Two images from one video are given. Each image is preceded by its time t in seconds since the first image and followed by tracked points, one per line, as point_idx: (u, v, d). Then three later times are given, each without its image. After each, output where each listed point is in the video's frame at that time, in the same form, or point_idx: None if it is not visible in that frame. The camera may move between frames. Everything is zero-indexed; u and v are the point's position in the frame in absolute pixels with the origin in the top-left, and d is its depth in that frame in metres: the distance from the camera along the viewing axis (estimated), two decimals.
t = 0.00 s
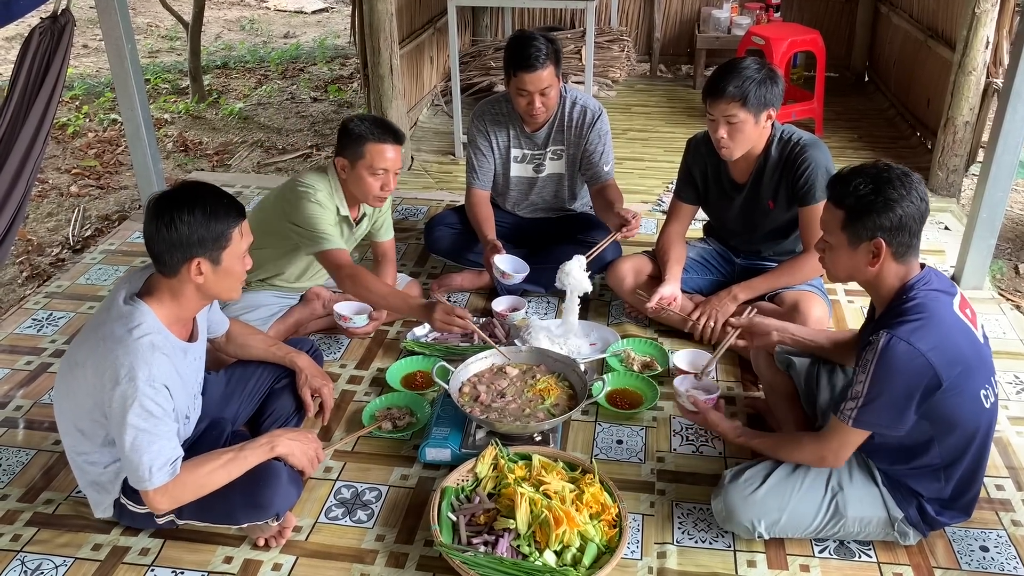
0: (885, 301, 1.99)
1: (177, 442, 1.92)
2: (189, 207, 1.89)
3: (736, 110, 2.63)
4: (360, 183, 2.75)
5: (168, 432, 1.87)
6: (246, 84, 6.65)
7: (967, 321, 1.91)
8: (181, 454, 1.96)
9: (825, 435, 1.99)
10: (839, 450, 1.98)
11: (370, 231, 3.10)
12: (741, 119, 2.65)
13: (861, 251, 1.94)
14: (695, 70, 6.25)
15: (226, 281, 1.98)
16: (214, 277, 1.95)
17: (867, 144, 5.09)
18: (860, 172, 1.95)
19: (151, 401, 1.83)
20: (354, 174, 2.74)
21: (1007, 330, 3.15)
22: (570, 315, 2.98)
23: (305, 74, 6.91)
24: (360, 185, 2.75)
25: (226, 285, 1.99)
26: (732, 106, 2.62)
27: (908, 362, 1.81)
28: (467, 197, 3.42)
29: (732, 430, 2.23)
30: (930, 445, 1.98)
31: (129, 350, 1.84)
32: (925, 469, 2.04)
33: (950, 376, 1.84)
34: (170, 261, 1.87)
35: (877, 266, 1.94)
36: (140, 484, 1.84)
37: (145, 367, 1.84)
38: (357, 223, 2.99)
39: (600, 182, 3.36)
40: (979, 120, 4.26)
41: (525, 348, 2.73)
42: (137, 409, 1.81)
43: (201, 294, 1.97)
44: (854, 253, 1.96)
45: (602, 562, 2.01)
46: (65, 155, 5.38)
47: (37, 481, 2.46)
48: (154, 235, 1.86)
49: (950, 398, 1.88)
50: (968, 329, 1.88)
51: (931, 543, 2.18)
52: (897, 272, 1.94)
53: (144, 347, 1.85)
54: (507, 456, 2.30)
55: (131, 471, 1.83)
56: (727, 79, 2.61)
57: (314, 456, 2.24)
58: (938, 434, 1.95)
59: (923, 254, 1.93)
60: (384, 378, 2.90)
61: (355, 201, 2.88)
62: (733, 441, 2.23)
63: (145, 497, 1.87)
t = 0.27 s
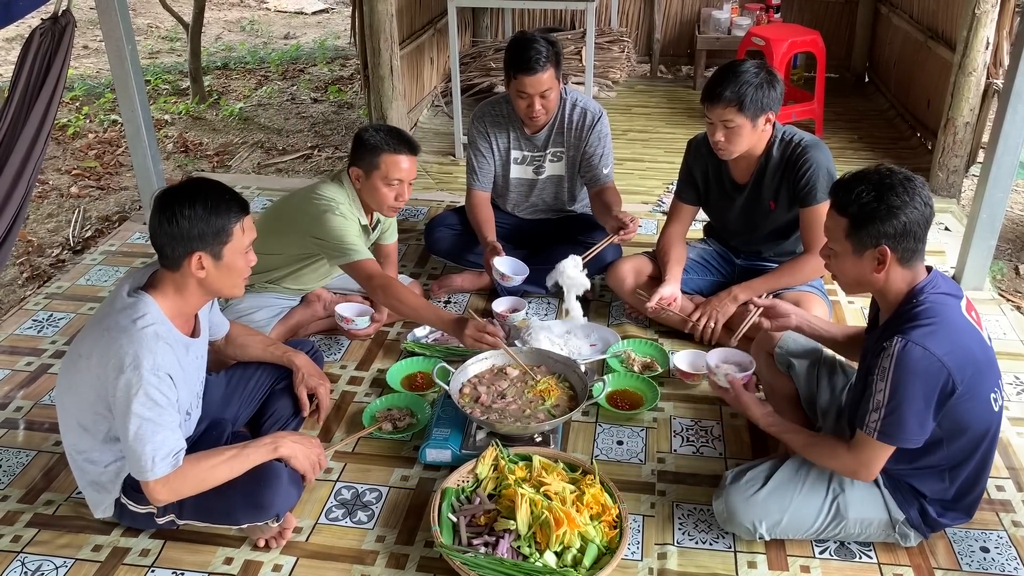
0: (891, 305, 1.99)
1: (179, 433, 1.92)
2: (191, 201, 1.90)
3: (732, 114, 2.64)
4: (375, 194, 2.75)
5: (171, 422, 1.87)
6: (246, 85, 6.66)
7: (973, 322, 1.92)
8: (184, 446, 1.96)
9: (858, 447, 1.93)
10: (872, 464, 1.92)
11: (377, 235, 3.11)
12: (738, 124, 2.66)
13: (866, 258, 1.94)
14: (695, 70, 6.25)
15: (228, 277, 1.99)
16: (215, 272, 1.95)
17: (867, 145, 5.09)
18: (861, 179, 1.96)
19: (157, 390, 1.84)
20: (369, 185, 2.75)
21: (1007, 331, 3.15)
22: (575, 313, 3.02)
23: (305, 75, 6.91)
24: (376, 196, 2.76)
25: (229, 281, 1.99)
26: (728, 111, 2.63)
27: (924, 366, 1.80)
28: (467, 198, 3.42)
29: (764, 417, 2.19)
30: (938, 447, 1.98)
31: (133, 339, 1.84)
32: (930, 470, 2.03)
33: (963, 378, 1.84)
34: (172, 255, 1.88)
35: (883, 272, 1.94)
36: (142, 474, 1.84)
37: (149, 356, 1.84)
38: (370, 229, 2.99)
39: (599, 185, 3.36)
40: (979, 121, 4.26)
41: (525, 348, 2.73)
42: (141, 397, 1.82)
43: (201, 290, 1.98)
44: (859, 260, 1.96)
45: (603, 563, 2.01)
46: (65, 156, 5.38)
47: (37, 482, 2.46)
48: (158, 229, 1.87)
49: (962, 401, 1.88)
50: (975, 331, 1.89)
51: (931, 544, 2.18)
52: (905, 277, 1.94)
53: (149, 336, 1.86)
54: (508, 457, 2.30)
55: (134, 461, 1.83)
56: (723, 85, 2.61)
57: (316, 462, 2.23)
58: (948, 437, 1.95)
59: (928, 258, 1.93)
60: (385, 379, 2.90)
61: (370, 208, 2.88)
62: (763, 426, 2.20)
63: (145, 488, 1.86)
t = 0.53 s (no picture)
0: (897, 308, 1.98)
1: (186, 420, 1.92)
2: (186, 203, 1.90)
3: (733, 117, 2.63)
4: (378, 197, 2.76)
5: (176, 406, 1.87)
6: (246, 86, 6.65)
7: (978, 326, 1.92)
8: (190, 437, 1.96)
9: (869, 453, 1.91)
10: (882, 471, 1.91)
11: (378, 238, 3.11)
12: (739, 126, 2.65)
13: (869, 262, 1.94)
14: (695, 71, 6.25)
15: (225, 280, 1.98)
16: (211, 274, 1.95)
17: (867, 146, 5.09)
18: (861, 183, 1.96)
19: (156, 377, 1.84)
20: (371, 188, 2.75)
21: (1008, 332, 3.15)
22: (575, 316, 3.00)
23: (305, 75, 6.91)
24: (377, 199, 2.76)
25: (225, 283, 1.99)
26: (729, 114, 2.63)
27: (933, 370, 1.79)
28: (467, 200, 3.42)
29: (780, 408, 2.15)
30: (944, 450, 1.97)
31: (127, 329, 1.84)
32: (934, 472, 2.03)
33: (970, 383, 1.83)
34: (168, 256, 1.88)
35: (888, 276, 1.94)
36: (152, 463, 1.83)
37: (144, 344, 1.84)
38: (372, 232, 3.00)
39: (598, 187, 3.35)
40: (979, 121, 4.26)
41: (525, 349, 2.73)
42: (142, 385, 1.82)
43: (198, 291, 1.98)
44: (862, 265, 1.96)
45: (603, 565, 2.00)
46: (65, 157, 5.38)
47: (37, 484, 2.46)
48: (155, 230, 1.88)
49: (969, 405, 1.88)
50: (981, 335, 1.89)
51: (932, 545, 2.18)
52: (909, 280, 1.94)
53: (142, 326, 1.86)
54: (508, 459, 2.30)
55: (142, 450, 1.82)
56: (725, 87, 2.61)
57: (322, 467, 2.24)
58: (955, 441, 1.95)
59: (931, 259, 1.93)
60: (385, 380, 2.90)
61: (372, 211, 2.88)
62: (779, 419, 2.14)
63: (159, 477, 1.86)
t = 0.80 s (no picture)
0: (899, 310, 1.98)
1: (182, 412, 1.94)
2: (153, 204, 1.89)
3: (737, 119, 2.63)
4: (376, 197, 2.75)
5: (170, 398, 1.89)
6: (246, 87, 6.65)
7: (980, 327, 1.92)
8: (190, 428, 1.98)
9: (874, 455, 1.91)
10: (887, 473, 1.90)
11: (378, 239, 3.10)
12: (742, 128, 2.65)
13: (869, 265, 1.94)
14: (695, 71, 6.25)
15: (200, 281, 1.97)
16: (184, 275, 1.94)
17: (867, 147, 5.09)
18: (859, 186, 1.95)
19: (142, 374, 1.84)
20: (370, 187, 2.74)
21: (1008, 332, 3.15)
22: (567, 316, 2.98)
23: (305, 76, 6.91)
24: (376, 198, 2.75)
25: (201, 284, 1.98)
26: (733, 115, 2.62)
27: (936, 372, 1.79)
28: (467, 201, 3.42)
29: (790, 401, 2.13)
30: (946, 452, 1.97)
31: (105, 331, 1.84)
32: (935, 474, 2.03)
33: (973, 384, 1.83)
34: (140, 258, 1.89)
35: (887, 278, 1.94)
36: (156, 457, 1.86)
37: (124, 344, 1.84)
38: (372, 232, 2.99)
39: (599, 188, 3.35)
40: (979, 122, 4.26)
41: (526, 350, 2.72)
42: (130, 384, 1.83)
43: (176, 292, 1.97)
44: (862, 267, 1.96)
45: (604, 566, 2.00)
46: (65, 158, 5.38)
47: (37, 485, 2.45)
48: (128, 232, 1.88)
49: (972, 406, 1.88)
50: (983, 336, 1.88)
51: (933, 546, 2.18)
52: (910, 282, 1.94)
53: (119, 326, 1.85)
54: (508, 460, 2.29)
55: (143, 446, 1.85)
56: (729, 88, 2.60)
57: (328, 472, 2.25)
58: (957, 442, 1.94)
59: (930, 259, 1.92)
60: (385, 381, 2.90)
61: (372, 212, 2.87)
62: (788, 414, 2.12)
63: (171, 468, 1.89)
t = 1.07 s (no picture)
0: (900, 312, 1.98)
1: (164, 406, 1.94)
2: (97, 198, 1.87)
3: (751, 126, 2.62)
4: (370, 194, 2.73)
5: (149, 392, 1.89)
6: (247, 88, 6.65)
7: (982, 327, 1.92)
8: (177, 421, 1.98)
9: (876, 457, 1.91)
10: (889, 475, 1.90)
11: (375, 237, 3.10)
12: (755, 136, 2.65)
13: (870, 267, 1.94)
14: (696, 72, 6.25)
15: (150, 277, 1.92)
16: (135, 270, 1.90)
17: (868, 147, 5.09)
18: (857, 190, 1.95)
19: (116, 370, 1.85)
20: (364, 184, 2.73)
21: (1010, 333, 3.15)
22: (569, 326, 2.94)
23: (305, 77, 6.91)
24: (370, 196, 2.74)
25: (155, 280, 1.93)
26: (747, 122, 2.61)
27: (937, 372, 1.79)
28: (467, 202, 3.42)
29: (791, 401, 2.12)
30: (948, 453, 1.97)
31: (74, 333, 1.84)
32: (937, 475, 2.03)
33: (975, 385, 1.83)
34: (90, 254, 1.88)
35: (888, 280, 1.93)
36: (142, 452, 1.86)
37: (94, 343, 1.84)
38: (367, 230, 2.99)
39: (600, 187, 3.33)
40: (980, 123, 4.25)
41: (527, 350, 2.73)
42: (106, 381, 1.83)
43: (136, 290, 1.95)
44: (862, 270, 1.96)
45: (605, 567, 2.01)
46: (66, 159, 5.38)
47: (38, 486, 2.46)
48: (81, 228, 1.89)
49: (974, 407, 1.87)
50: (985, 336, 1.88)
51: (935, 547, 2.18)
52: (910, 283, 1.94)
53: (89, 326, 1.85)
54: (509, 461, 2.29)
55: (128, 443, 1.85)
56: (747, 96, 2.58)
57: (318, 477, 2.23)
58: (959, 443, 1.94)
59: (930, 259, 1.92)
60: (386, 382, 2.90)
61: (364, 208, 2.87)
62: (790, 414, 2.12)
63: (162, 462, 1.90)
